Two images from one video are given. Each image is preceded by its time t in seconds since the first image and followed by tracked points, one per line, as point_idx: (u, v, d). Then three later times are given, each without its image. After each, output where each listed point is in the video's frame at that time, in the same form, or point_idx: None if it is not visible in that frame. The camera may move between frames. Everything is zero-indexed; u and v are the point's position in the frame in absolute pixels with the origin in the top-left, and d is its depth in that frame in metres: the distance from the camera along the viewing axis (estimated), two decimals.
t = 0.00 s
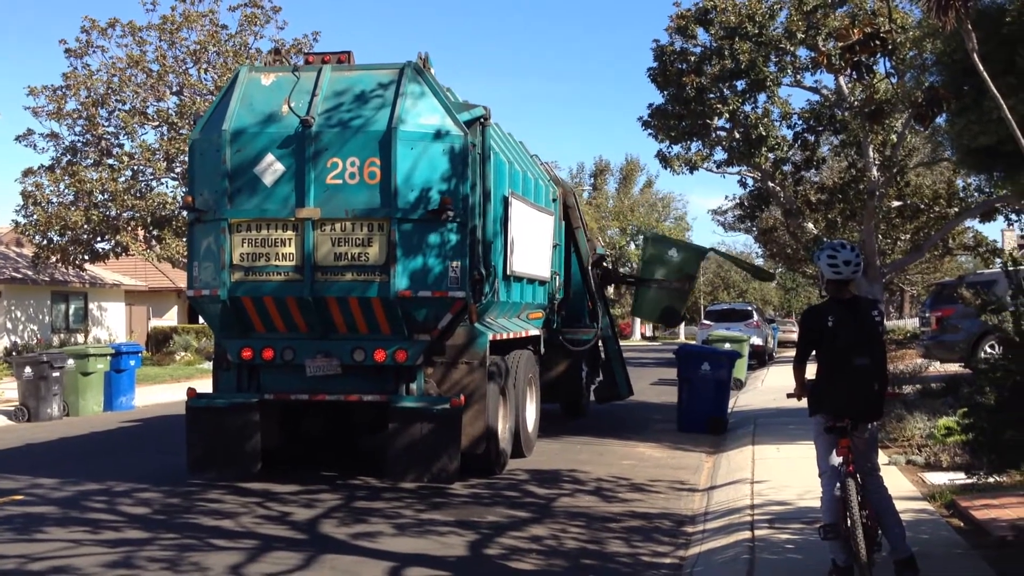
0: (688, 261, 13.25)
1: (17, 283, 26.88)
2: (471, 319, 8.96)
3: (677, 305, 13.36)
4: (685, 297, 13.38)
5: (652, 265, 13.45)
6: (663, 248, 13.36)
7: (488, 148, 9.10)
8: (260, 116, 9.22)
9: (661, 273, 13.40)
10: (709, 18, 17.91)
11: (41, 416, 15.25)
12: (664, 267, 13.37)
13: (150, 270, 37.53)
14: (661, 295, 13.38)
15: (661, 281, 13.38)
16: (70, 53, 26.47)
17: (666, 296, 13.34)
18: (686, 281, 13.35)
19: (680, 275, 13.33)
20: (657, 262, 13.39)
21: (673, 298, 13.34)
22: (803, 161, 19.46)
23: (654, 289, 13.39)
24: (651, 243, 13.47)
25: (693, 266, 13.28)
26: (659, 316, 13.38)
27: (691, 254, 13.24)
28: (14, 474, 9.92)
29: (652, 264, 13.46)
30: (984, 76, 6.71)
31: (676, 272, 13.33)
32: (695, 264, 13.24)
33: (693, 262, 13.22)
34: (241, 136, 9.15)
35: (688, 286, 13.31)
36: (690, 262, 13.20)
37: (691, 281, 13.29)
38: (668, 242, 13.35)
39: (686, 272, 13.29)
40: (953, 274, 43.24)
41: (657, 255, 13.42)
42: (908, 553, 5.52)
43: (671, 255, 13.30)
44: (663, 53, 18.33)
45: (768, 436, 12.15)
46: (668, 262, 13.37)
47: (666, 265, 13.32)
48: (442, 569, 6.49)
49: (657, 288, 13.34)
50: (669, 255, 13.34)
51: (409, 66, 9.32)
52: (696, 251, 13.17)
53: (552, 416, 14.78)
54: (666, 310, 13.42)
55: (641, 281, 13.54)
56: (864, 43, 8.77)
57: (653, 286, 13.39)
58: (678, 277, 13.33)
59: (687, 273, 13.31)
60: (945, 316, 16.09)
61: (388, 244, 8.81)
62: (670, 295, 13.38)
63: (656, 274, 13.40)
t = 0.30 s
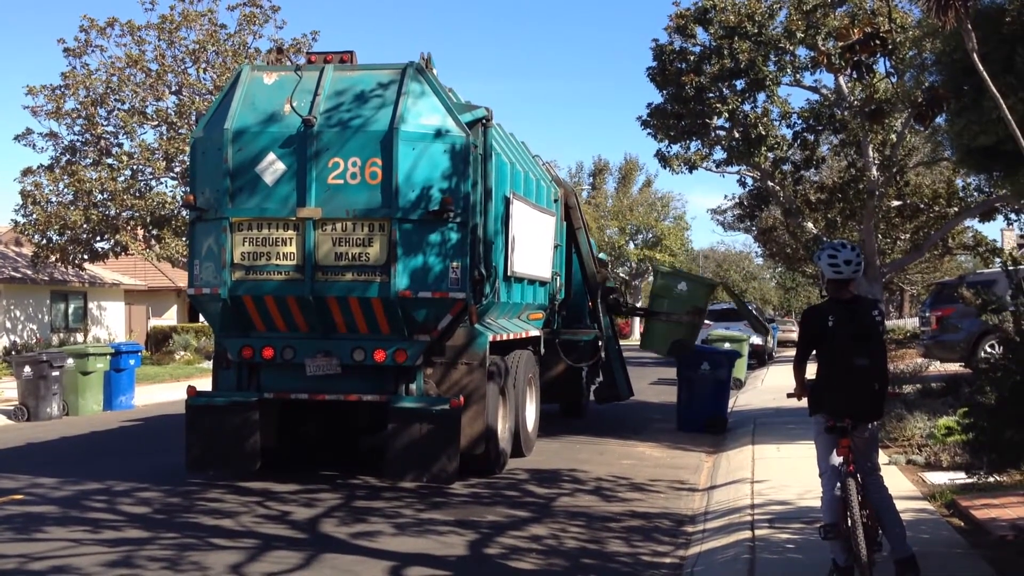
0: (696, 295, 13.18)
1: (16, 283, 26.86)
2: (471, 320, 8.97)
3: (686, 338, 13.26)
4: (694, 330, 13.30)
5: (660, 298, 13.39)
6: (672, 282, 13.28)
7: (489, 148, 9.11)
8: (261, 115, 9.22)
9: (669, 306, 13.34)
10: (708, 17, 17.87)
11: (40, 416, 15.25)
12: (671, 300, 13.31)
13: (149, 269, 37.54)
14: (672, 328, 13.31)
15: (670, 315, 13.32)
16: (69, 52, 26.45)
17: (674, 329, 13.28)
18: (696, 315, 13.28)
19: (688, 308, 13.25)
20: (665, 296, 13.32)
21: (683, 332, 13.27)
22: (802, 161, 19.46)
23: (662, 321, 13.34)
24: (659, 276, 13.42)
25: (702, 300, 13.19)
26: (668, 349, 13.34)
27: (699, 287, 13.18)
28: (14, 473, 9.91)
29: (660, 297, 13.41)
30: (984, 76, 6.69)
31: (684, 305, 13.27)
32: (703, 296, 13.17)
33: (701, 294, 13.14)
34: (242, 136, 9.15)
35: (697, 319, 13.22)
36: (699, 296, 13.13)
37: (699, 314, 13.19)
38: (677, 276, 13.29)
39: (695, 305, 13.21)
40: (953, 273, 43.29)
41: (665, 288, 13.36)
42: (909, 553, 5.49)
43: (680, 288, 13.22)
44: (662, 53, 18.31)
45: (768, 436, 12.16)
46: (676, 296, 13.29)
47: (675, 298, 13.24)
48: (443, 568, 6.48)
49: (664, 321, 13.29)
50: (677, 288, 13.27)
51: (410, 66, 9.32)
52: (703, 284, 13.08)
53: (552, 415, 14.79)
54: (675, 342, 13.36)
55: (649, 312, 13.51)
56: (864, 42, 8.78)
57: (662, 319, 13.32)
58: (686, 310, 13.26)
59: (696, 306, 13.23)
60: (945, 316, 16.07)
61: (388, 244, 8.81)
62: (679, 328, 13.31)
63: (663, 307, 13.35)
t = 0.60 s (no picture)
0: (712, 325, 12.35)
1: (24, 284, 26.95)
2: (478, 319, 8.97)
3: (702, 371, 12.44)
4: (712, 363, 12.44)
5: (676, 329, 12.63)
6: (687, 312, 12.55)
7: (495, 147, 9.11)
8: (267, 116, 9.23)
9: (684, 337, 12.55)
10: (714, 16, 17.81)
11: (49, 417, 15.30)
12: (687, 331, 12.51)
13: (157, 270, 37.62)
14: (688, 360, 12.49)
15: (686, 347, 12.51)
16: (76, 54, 26.52)
17: (691, 361, 12.47)
18: (714, 347, 12.40)
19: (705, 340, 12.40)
20: (681, 327, 12.56)
21: (700, 364, 12.43)
22: (809, 160, 19.44)
23: (678, 354, 12.56)
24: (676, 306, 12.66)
25: (719, 331, 12.35)
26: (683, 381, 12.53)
27: (716, 319, 12.36)
28: (22, 474, 9.95)
29: (675, 328, 12.65)
30: (990, 75, 6.78)
31: (701, 337, 12.43)
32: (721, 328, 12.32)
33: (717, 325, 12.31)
34: (249, 136, 9.16)
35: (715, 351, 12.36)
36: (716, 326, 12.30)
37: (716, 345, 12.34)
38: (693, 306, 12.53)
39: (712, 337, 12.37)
40: (961, 272, 43.14)
41: (682, 319, 12.62)
42: (917, 551, 5.46)
43: (695, 319, 12.45)
44: (669, 52, 18.30)
45: (776, 435, 12.13)
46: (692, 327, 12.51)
47: (690, 330, 12.46)
48: (450, 568, 6.48)
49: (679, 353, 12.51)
50: (693, 319, 12.49)
51: (416, 66, 9.33)
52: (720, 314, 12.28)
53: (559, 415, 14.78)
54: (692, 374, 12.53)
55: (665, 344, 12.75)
56: (871, 40, 8.75)
57: (678, 351, 12.55)
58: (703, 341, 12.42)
59: (714, 338, 12.38)
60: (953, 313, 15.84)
61: (395, 243, 8.83)
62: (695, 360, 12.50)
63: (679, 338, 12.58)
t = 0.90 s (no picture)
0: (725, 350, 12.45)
1: (29, 280, 27.01)
2: (482, 314, 8.97)
3: (715, 395, 12.59)
4: (724, 386, 12.59)
5: (688, 353, 12.72)
6: (700, 337, 12.62)
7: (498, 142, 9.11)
8: (271, 113, 9.24)
9: (697, 362, 12.66)
10: (719, 11, 17.79)
11: (54, 412, 15.33)
12: (700, 356, 12.61)
13: (162, 266, 37.68)
14: (701, 385, 12.64)
15: (698, 371, 12.64)
16: (81, 50, 26.54)
17: (704, 386, 12.61)
18: (726, 371, 12.53)
19: (717, 364, 12.52)
20: (692, 352, 12.65)
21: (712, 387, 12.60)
22: (814, 155, 19.40)
23: (691, 378, 12.68)
24: (688, 330, 12.73)
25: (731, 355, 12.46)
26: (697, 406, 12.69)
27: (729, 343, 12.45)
28: (28, 469, 9.98)
29: (688, 353, 12.74)
30: (996, 71, 6.75)
31: (712, 361, 12.55)
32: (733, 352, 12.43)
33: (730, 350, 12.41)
34: (252, 133, 9.17)
35: (727, 375, 12.50)
36: (727, 351, 12.39)
37: (729, 369, 12.45)
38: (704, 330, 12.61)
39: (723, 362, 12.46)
40: (966, 267, 43.10)
41: (694, 343, 12.68)
42: (922, 547, 5.48)
43: (706, 343, 12.56)
44: (673, 47, 18.26)
45: (780, 430, 12.13)
46: (704, 351, 12.60)
47: (703, 354, 12.54)
48: (455, 563, 6.49)
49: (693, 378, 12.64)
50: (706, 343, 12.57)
51: (419, 62, 9.32)
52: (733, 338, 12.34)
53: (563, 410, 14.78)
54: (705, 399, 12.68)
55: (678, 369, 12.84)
56: (876, 35, 8.74)
57: (691, 376, 12.66)
58: (716, 366, 12.53)
59: (726, 361, 12.49)
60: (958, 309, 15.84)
61: (399, 239, 8.83)
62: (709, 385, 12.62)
63: (693, 363, 12.68)
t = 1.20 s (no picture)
0: (739, 367, 12.16)
1: (36, 277, 27.09)
2: (488, 311, 8.97)
3: (731, 410, 12.39)
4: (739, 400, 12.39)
5: (701, 370, 12.40)
6: (712, 353, 12.28)
7: (506, 139, 9.11)
8: (278, 108, 9.24)
9: (711, 379, 12.38)
10: (725, 7, 17.76)
11: (61, 408, 15.38)
12: (713, 373, 12.31)
13: (168, 262, 37.76)
14: (716, 400, 12.42)
15: (712, 388, 12.40)
16: (87, 46, 26.57)
17: (719, 401, 12.41)
18: (740, 385, 12.31)
19: (731, 380, 12.24)
20: (705, 369, 12.32)
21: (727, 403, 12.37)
22: (820, 150, 19.35)
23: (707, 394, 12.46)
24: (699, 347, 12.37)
25: (745, 370, 12.19)
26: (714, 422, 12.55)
27: (742, 359, 12.15)
28: (36, 465, 10.02)
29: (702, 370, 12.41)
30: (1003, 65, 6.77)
31: (726, 379, 12.27)
32: (747, 366, 12.15)
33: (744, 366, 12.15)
34: (260, 128, 9.18)
35: (742, 390, 12.30)
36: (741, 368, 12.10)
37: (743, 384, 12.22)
38: (716, 347, 12.25)
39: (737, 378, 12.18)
40: (972, 262, 43.00)
41: (707, 360, 12.35)
42: (929, 542, 5.52)
43: (719, 360, 12.22)
44: (679, 42, 18.21)
45: (786, 426, 12.12)
46: (717, 368, 12.27)
47: (717, 372, 12.23)
48: (461, 559, 6.50)
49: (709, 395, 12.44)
50: (719, 360, 12.24)
51: (426, 58, 9.31)
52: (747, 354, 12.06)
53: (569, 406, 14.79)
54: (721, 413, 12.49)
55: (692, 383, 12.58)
56: (883, 31, 8.71)
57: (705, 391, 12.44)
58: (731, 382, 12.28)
59: (740, 377, 12.21)
60: (964, 305, 15.83)
61: (405, 235, 8.83)
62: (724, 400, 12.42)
63: (707, 380, 12.40)
